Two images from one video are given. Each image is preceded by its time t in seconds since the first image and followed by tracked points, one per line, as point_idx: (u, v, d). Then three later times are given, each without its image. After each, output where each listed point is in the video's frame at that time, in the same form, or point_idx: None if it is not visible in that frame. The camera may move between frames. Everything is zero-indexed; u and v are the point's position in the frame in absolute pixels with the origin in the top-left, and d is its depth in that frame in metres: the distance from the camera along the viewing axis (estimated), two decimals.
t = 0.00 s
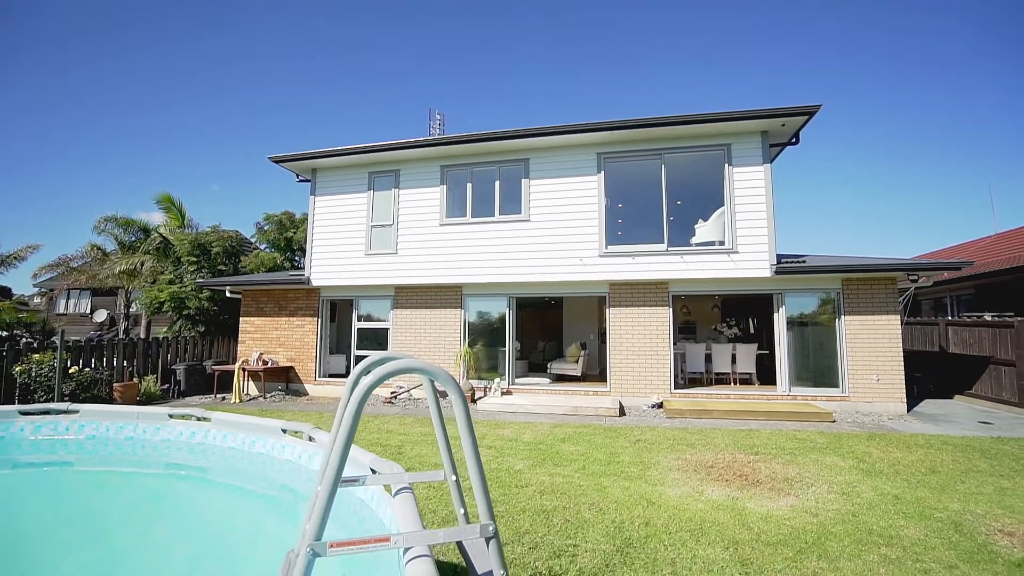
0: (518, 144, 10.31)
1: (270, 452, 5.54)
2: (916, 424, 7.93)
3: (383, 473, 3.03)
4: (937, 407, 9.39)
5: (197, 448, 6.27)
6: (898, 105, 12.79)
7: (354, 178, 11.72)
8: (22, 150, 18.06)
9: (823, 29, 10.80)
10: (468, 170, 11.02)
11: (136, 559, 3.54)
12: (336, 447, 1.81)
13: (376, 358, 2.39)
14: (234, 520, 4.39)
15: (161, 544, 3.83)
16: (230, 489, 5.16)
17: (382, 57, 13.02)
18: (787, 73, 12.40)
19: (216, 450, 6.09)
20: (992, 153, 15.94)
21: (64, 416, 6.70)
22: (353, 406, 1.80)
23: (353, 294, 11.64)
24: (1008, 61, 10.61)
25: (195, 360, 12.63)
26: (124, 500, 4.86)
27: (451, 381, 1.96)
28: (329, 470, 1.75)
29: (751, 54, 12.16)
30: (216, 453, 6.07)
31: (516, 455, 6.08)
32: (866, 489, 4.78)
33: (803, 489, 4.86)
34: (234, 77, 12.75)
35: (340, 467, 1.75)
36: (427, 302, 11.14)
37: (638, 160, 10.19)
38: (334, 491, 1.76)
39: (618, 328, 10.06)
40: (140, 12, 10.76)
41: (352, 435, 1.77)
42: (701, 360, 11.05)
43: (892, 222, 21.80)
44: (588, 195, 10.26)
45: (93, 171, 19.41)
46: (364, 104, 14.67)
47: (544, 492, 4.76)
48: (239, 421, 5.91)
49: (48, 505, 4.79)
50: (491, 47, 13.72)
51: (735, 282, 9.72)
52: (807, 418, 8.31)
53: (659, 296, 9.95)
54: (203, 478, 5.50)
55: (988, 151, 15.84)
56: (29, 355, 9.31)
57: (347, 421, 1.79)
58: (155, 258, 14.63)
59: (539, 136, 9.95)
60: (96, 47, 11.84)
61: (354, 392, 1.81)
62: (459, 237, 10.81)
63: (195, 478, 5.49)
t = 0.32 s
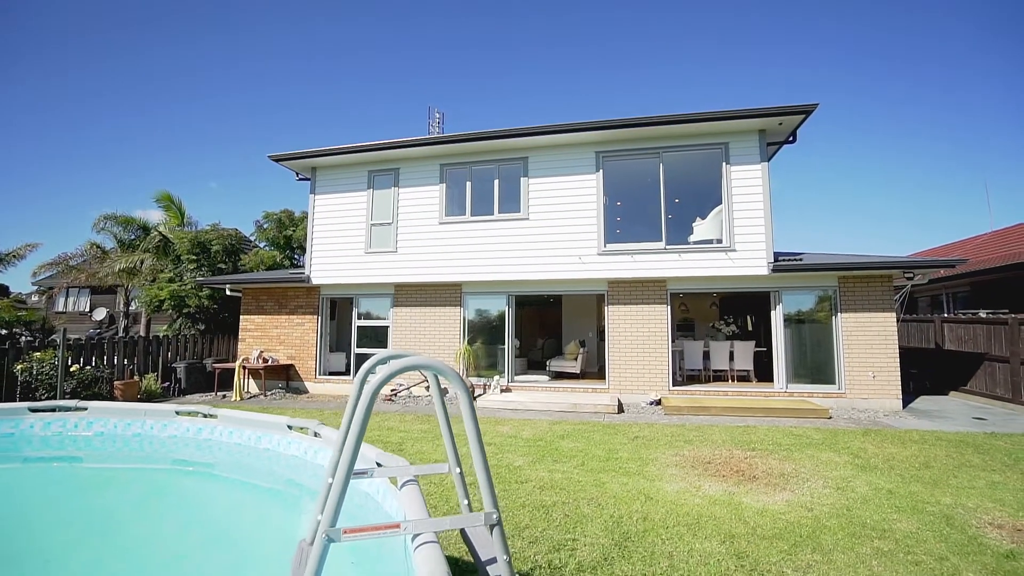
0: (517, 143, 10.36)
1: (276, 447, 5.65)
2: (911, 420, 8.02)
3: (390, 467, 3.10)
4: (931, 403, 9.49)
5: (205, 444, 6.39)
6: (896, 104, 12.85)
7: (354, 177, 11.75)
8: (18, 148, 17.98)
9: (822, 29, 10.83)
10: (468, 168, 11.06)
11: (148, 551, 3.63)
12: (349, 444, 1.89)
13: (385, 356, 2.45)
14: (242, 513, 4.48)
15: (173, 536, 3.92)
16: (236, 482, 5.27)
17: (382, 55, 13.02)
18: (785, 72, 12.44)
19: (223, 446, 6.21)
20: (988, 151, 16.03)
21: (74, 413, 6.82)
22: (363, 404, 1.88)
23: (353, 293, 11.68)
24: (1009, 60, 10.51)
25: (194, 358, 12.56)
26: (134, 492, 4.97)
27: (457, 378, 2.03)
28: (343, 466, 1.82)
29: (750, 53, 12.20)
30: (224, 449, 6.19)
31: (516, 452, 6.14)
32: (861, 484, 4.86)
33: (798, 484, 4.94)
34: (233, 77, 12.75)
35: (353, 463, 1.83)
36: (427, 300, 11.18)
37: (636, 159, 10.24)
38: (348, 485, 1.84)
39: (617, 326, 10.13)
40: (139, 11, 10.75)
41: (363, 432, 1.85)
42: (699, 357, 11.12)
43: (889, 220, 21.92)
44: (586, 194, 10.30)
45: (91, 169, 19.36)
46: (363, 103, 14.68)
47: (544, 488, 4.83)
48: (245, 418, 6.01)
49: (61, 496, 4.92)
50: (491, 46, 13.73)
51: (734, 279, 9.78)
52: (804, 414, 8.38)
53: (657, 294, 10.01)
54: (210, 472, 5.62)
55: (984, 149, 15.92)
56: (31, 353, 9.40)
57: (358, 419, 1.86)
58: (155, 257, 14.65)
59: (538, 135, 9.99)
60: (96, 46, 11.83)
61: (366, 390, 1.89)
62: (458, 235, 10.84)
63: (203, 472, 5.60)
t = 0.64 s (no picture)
0: (516, 142, 10.41)
1: (280, 444, 5.72)
2: (906, 418, 8.09)
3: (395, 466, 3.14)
4: (927, 400, 9.56)
5: (210, 440, 6.45)
6: (894, 103, 12.91)
7: (354, 176, 11.78)
8: (15, 147, 17.92)
9: (820, 28, 10.90)
10: (467, 168, 11.11)
11: (156, 545, 3.70)
12: (358, 436, 1.94)
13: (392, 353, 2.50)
14: (247, 508, 4.54)
15: (180, 531, 3.98)
16: (240, 477, 5.32)
17: (381, 55, 13.06)
18: (783, 71, 12.51)
19: (228, 442, 6.27)
20: (984, 149, 16.12)
21: (81, 410, 6.90)
22: (373, 401, 1.93)
23: (353, 291, 11.73)
24: (1006, 60, 10.45)
25: (195, 357, 12.62)
26: (141, 487, 5.03)
27: (462, 375, 2.08)
28: (354, 456, 1.88)
29: (748, 52, 12.25)
30: (228, 445, 6.25)
31: (516, 449, 6.21)
32: (856, 480, 4.93)
33: (794, 480, 5.01)
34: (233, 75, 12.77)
35: (363, 456, 1.88)
36: (426, 298, 11.23)
37: (635, 158, 10.29)
38: (359, 475, 1.90)
39: (616, 324, 10.19)
40: (140, 11, 10.76)
41: (372, 428, 1.90)
42: (697, 356, 11.21)
43: (886, 218, 22.01)
44: (585, 193, 10.35)
45: (90, 169, 19.34)
46: (364, 101, 14.72)
47: (543, 484, 4.90)
48: (250, 415, 6.08)
49: (69, 491, 5.00)
50: (490, 45, 13.73)
51: (731, 278, 9.86)
52: (801, 412, 8.45)
53: (656, 292, 10.08)
54: (214, 468, 5.67)
55: (982, 147, 15.99)
56: (32, 352, 9.49)
57: (367, 415, 1.92)
58: (155, 255, 14.66)
59: (537, 134, 10.03)
60: (95, 44, 11.84)
61: (374, 385, 1.94)
62: (457, 234, 10.89)
63: (208, 468, 5.66)
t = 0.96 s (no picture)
0: (515, 142, 10.46)
1: (285, 439, 5.81)
2: (902, 416, 8.16)
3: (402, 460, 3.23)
4: (923, 399, 9.64)
5: (215, 436, 6.53)
6: (891, 103, 12.97)
7: (354, 175, 11.82)
8: (14, 146, 17.89)
9: (817, 29, 10.95)
10: (467, 167, 11.16)
11: (165, 537, 3.79)
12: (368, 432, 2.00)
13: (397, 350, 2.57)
14: (252, 501, 4.62)
15: (188, 524, 4.06)
16: (244, 471, 5.41)
17: (381, 55, 13.09)
18: (781, 71, 12.57)
19: (233, 438, 6.35)
20: (981, 148, 16.19)
21: (88, 407, 6.97)
22: (381, 397, 1.99)
23: (353, 290, 11.79)
24: (1003, 60, 10.50)
25: (196, 355, 12.68)
26: (148, 482, 5.12)
27: (466, 370, 2.15)
28: (364, 450, 1.93)
29: (747, 52, 12.30)
30: (233, 441, 6.33)
31: (515, 446, 6.27)
32: (851, 477, 5.00)
33: (790, 477, 5.08)
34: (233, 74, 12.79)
35: (372, 448, 1.94)
36: (426, 297, 11.28)
37: (634, 158, 10.35)
38: (369, 467, 1.96)
39: (614, 323, 10.26)
40: (139, 11, 10.77)
41: (381, 423, 1.96)
42: (695, 354, 11.29)
43: (884, 217, 22.11)
44: (584, 192, 10.40)
45: (89, 168, 19.32)
46: (363, 100, 14.75)
47: (542, 481, 4.96)
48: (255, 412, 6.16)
49: (78, 485, 5.08)
50: (489, 45, 13.77)
51: (728, 277, 9.92)
52: (798, 410, 8.53)
53: (654, 291, 10.13)
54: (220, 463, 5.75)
55: (979, 147, 16.08)
56: (33, 350, 9.51)
57: (376, 411, 1.98)
58: (155, 254, 14.68)
59: (537, 134, 10.08)
60: (95, 43, 11.84)
61: (383, 382, 2.01)
62: (457, 233, 10.93)
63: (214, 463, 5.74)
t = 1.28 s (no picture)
0: (515, 142, 10.51)
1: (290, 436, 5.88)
2: (897, 414, 8.25)
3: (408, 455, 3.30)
4: (919, 397, 9.73)
5: (222, 432, 6.63)
6: (888, 103, 13.04)
7: (354, 175, 11.86)
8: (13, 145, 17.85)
9: (815, 29, 11.00)
10: (467, 167, 11.21)
11: (173, 531, 3.88)
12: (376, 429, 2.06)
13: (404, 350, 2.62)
14: (257, 496, 4.69)
15: (195, 519, 4.13)
16: (250, 466, 5.50)
17: (381, 54, 13.12)
18: (779, 71, 12.63)
19: (239, 435, 6.43)
20: (978, 148, 16.26)
21: (97, 405, 7.08)
22: (389, 396, 2.05)
23: (353, 289, 11.85)
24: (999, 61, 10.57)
25: (196, 354, 12.73)
26: (156, 477, 5.21)
27: (470, 367, 2.20)
28: (373, 444, 1.98)
29: (745, 53, 12.36)
30: (239, 438, 6.41)
31: (515, 444, 6.34)
32: (845, 473, 5.07)
33: (785, 474, 5.16)
34: (233, 73, 12.81)
35: (381, 443, 2.00)
36: (425, 296, 11.33)
37: (633, 158, 10.41)
38: (378, 462, 2.01)
39: (613, 322, 10.33)
40: (139, 10, 10.78)
41: (388, 421, 2.02)
42: (693, 353, 11.38)
43: (881, 217, 22.23)
44: (583, 192, 10.46)
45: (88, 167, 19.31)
46: (363, 99, 14.79)
47: (542, 477, 5.03)
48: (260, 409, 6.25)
49: (88, 480, 5.17)
50: (489, 44, 13.79)
51: (726, 276, 10.00)
52: (795, 408, 8.61)
53: (653, 290, 10.20)
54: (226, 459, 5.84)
55: (975, 146, 16.16)
56: (34, 349, 9.54)
57: (385, 408, 2.03)
58: (155, 253, 14.70)
59: (536, 134, 10.13)
60: (95, 43, 11.86)
61: (391, 380, 2.07)
62: (456, 233, 10.99)
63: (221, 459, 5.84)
